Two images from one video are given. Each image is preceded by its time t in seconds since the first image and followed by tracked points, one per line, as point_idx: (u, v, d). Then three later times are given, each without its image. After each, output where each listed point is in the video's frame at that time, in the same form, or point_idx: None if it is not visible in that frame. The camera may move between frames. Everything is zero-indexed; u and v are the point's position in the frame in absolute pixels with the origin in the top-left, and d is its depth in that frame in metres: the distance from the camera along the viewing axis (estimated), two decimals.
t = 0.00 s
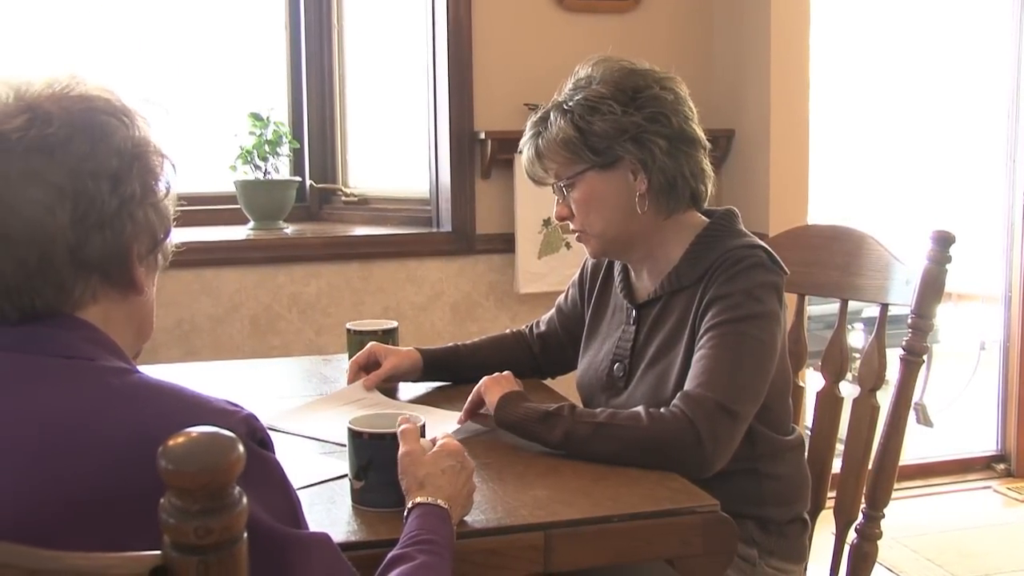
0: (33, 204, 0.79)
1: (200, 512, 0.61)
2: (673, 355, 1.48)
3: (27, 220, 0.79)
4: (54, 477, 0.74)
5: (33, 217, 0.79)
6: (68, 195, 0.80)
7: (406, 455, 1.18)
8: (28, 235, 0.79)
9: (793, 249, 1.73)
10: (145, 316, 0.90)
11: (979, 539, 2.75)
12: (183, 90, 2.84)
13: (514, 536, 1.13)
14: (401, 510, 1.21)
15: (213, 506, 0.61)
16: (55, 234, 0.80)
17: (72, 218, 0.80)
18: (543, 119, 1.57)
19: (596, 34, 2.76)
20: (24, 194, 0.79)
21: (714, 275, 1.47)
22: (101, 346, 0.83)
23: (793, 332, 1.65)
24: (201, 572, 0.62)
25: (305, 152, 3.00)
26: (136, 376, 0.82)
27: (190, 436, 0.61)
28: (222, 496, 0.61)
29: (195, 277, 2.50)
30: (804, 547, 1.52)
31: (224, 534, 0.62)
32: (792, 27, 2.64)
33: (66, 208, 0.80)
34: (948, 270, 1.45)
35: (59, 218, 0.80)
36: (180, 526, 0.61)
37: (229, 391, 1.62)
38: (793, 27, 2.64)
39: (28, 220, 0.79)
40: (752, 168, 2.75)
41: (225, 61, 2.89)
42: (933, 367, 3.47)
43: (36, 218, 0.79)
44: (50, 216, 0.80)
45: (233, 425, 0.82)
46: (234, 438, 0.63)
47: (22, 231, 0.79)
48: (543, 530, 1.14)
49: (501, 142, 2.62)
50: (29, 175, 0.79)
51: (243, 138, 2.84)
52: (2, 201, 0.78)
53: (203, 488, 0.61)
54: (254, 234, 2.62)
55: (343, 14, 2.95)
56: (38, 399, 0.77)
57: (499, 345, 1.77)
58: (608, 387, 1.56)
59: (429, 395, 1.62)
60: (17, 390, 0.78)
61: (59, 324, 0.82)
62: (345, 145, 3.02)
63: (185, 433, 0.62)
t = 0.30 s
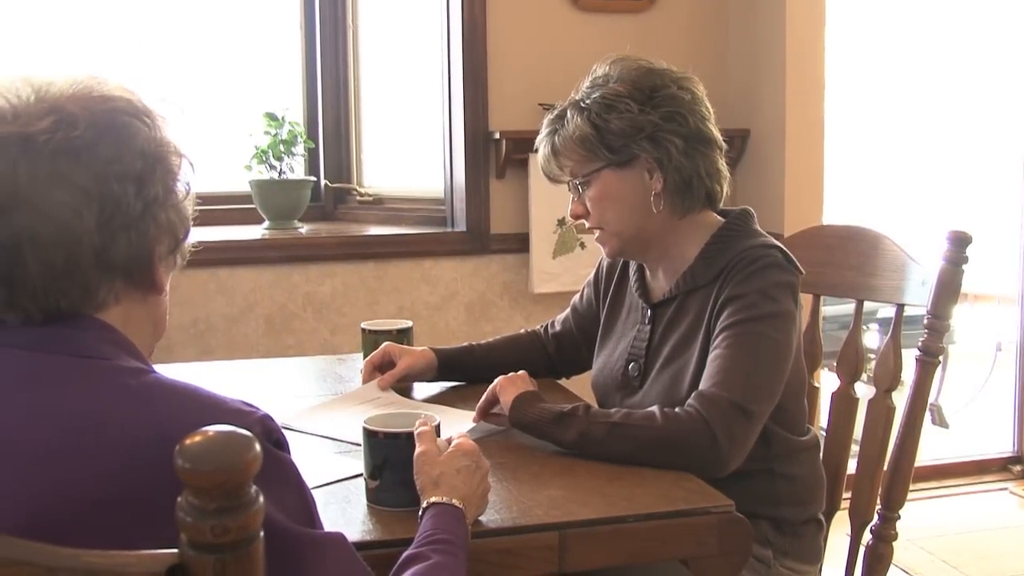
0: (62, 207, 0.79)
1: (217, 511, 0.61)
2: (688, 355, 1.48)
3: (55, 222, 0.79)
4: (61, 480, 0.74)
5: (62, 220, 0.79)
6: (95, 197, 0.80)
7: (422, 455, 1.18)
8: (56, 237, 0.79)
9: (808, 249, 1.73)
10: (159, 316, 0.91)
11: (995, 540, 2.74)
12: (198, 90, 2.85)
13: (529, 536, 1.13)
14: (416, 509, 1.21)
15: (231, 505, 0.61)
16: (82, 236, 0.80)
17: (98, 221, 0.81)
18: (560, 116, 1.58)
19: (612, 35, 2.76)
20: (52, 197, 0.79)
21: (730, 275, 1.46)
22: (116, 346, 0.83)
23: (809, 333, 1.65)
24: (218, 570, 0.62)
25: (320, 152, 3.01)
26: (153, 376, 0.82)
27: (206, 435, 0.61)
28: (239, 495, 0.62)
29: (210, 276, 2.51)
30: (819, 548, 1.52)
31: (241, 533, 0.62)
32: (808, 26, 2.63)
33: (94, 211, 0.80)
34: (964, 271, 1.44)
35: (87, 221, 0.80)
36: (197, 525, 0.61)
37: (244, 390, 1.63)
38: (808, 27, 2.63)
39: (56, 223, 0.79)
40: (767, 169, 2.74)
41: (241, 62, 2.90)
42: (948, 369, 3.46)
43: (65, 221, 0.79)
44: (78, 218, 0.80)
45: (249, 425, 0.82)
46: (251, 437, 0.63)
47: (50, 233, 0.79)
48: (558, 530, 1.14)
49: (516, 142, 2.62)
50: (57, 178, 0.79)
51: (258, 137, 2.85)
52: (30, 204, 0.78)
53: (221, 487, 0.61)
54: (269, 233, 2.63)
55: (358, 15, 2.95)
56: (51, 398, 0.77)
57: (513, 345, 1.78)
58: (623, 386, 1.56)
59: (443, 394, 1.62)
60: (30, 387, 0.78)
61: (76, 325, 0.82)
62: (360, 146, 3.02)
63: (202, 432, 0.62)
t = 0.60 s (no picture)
0: (79, 196, 0.79)
1: (233, 509, 0.61)
2: (703, 355, 1.48)
3: (72, 212, 0.80)
4: (77, 477, 0.74)
5: (79, 210, 0.80)
6: (111, 188, 0.81)
7: (435, 455, 1.19)
8: (72, 228, 0.80)
9: (823, 249, 1.73)
10: (173, 314, 0.91)
11: (1010, 542, 2.73)
12: (213, 90, 2.86)
13: (543, 535, 1.13)
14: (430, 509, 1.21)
15: (246, 504, 0.62)
16: (97, 228, 0.81)
17: (115, 212, 0.81)
18: (575, 115, 1.58)
19: (626, 34, 2.76)
20: (71, 186, 0.79)
21: (744, 275, 1.46)
22: (133, 347, 0.84)
23: (823, 333, 1.65)
24: (234, 570, 0.61)
25: (334, 151, 3.02)
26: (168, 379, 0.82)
27: (223, 434, 0.62)
28: (254, 494, 0.62)
29: (225, 276, 2.52)
30: (833, 550, 1.51)
31: (257, 532, 0.62)
32: (823, 25, 2.62)
33: (110, 201, 0.81)
34: (980, 272, 1.44)
35: (103, 210, 0.81)
36: (213, 524, 0.61)
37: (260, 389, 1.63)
38: (823, 28, 2.62)
39: (73, 213, 0.80)
40: (782, 169, 2.73)
41: (255, 61, 2.91)
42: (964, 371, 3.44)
43: (80, 211, 0.80)
44: (95, 208, 0.80)
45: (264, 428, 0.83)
46: (266, 437, 0.63)
47: (66, 224, 0.80)
48: (572, 530, 1.14)
49: (530, 141, 2.62)
50: (74, 168, 0.79)
51: (272, 137, 2.85)
52: (47, 194, 0.79)
53: (237, 486, 0.61)
54: (283, 233, 2.64)
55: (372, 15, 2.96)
56: (68, 395, 0.78)
57: (527, 344, 1.78)
58: (637, 387, 1.56)
59: (457, 394, 1.62)
60: (47, 385, 0.78)
61: (90, 322, 0.83)
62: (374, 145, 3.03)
63: (218, 432, 0.62)
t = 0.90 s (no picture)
0: (71, 193, 0.79)
1: (249, 508, 0.61)
2: (717, 355, 1.48)
3: (64, 210, 0.79)
4: (96, 475, 0.74)
5: (71, 208, 0.79)
6: (104, 184, 0.80)
7: (449, 455, 1.19)
8: (66, 226, 0.80)
9: (837, 250, 1.72)
10: (190, 309, 0.91)
11: None
12: (227, 90, 2.87)
13: (557, 535, 1.13)
14: (443, 509, 1.21)
15: (261, 502, 0.62)
16: (91, 224, 0.80)
17: (109, 208, 0.80)
18: (589, 117, 1.57)
19: (639, 34, 2.76)
20: (63, 184, 0.79)
21: (758, 275, 1.46)
22: (147, 348, 0.84)
23: (838, 334, 1.65)
24: (249, 570, 0.61)
25: (348, 151, 3.03)
26: (183, 380, 0.82)
27: (238, 433, 0.62)
28: (268, 493, 0.62)
29: (239, 276, 2.53)
30: (848, 551, 1.51)
31: (272, 531, 0.62)
32: (837, 25, 2.62)
33: (102, 197, 0.80)
34: (995, 273, 1.43)
35: (96, 207, 0.80)
36: (228, 522, 0.61)
37: (275, 388, 1.64)
38: (838, 28, 2.62)
39: (65, 211, 0.79)
40: (796, 170, 2.73)
41: (268, 61, 2.91)
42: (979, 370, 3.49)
43: (73, 208, 0.79)
44: (87, 205, 0.79)
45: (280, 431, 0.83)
46: (280, 435, 0.63)
47: (59, 222, 0.79)
48: (586, 530, 1.14)
49: (544, 141, 2.62)
50: (64, 165, 0.79)
51: (286, 137, 2.86)
52: (37, 193, 0.78)
53: (252, 484, 0.61)
54: (297, 232, 2.64)
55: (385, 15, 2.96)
56: (81, 397, 0.77)
57: (541, 344, 1.78)
58: (651, 387, 1.56)
59: (471, 394, 1.62)
60: (62, 385, 0.78)
61: (100, 322, 0.83)
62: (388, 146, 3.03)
63: (234, 430, 0.62)
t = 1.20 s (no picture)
0: (72, 200, 0.79)
1: (265, 507, 0.58)
2: (731, 355, 1.47)
3: (66, 217, 0.80)
4: (113, 474, 0.75)
5: (74, 215, 0.80)
6: (106, 190, 0.80)
7: (463, 455, 1.18)
8: (71, 232, 0.80)
9: (853, 250, 1.72)
10: (213, 304, 0.91)
11: None
12: (245, 91, 2.88)
13: (572, 535, 1.13)
14: (458, 509, 1.21)
15: (278, 501, 0.59)
16: (94, 228, 0.80)
17: (112, 211, 0.81)
18: (604, 117, 1.57)
19: (655, 34, 2.75)
20: (63, 192, 0.79)
21: (774, 275, 1.46)
22: (171, 348, 0.84)
23: (853, 334, 1.64)
24: (264, 570, 0.58)
25: (363, 151, 3.04)
26: (207, 380, 0.82)
27: (254, 432, 0.59)
28: (285, 492, 0.59)
29: (254, 275, 2.54)
30: (863, 552, 1.50)
31: (289, 531, 0.59)
32: (852, 26, 2.61)
33: (105, 202, 0.80)
34: (1012, 273, 1.42)
35: (98, 212, 0.80)
36: (245, 522, 0.58)
37: (290, 388, 1.64)
38: (853, 27, 2.61)
39: (67, 218, 0.80)
40: (811, 170, 2.72)
41: (282, 61, 2.92)
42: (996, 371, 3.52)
43: (76, 214, 0.80)
44: (89, 211, 0.80)
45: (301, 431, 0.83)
46: (298, 434, 0.60)
47: (63, 228, 0.80)
48: (601, 530, 1.13)
49: (558, 141, 2.61)
50: (65, 173, 0.79)
51: (301, 137, 2.87)
52: (40, 203, 0.79)
53: (270, 482, 0.58)
54: (311, 232, 2.65)
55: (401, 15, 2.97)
56: (99, 398, 0.78)
57: (555, 344, 1.78)
58: (665, 387, 1.56)
59: (485, 394, 1.62)
60: (81, 386, 0.79)
61: (121, 319, 0.83)
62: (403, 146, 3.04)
63: (250, 429, 0.59)
